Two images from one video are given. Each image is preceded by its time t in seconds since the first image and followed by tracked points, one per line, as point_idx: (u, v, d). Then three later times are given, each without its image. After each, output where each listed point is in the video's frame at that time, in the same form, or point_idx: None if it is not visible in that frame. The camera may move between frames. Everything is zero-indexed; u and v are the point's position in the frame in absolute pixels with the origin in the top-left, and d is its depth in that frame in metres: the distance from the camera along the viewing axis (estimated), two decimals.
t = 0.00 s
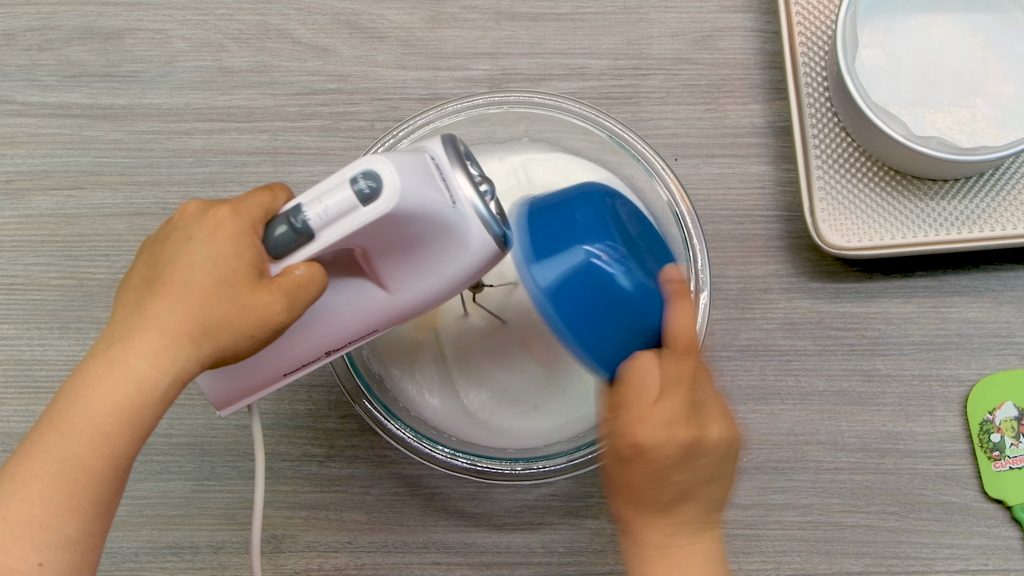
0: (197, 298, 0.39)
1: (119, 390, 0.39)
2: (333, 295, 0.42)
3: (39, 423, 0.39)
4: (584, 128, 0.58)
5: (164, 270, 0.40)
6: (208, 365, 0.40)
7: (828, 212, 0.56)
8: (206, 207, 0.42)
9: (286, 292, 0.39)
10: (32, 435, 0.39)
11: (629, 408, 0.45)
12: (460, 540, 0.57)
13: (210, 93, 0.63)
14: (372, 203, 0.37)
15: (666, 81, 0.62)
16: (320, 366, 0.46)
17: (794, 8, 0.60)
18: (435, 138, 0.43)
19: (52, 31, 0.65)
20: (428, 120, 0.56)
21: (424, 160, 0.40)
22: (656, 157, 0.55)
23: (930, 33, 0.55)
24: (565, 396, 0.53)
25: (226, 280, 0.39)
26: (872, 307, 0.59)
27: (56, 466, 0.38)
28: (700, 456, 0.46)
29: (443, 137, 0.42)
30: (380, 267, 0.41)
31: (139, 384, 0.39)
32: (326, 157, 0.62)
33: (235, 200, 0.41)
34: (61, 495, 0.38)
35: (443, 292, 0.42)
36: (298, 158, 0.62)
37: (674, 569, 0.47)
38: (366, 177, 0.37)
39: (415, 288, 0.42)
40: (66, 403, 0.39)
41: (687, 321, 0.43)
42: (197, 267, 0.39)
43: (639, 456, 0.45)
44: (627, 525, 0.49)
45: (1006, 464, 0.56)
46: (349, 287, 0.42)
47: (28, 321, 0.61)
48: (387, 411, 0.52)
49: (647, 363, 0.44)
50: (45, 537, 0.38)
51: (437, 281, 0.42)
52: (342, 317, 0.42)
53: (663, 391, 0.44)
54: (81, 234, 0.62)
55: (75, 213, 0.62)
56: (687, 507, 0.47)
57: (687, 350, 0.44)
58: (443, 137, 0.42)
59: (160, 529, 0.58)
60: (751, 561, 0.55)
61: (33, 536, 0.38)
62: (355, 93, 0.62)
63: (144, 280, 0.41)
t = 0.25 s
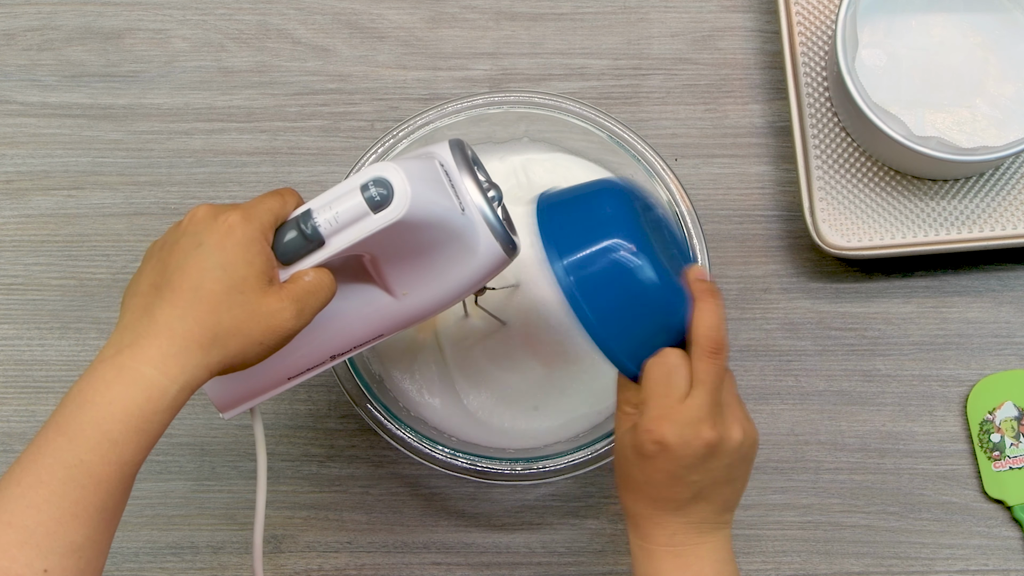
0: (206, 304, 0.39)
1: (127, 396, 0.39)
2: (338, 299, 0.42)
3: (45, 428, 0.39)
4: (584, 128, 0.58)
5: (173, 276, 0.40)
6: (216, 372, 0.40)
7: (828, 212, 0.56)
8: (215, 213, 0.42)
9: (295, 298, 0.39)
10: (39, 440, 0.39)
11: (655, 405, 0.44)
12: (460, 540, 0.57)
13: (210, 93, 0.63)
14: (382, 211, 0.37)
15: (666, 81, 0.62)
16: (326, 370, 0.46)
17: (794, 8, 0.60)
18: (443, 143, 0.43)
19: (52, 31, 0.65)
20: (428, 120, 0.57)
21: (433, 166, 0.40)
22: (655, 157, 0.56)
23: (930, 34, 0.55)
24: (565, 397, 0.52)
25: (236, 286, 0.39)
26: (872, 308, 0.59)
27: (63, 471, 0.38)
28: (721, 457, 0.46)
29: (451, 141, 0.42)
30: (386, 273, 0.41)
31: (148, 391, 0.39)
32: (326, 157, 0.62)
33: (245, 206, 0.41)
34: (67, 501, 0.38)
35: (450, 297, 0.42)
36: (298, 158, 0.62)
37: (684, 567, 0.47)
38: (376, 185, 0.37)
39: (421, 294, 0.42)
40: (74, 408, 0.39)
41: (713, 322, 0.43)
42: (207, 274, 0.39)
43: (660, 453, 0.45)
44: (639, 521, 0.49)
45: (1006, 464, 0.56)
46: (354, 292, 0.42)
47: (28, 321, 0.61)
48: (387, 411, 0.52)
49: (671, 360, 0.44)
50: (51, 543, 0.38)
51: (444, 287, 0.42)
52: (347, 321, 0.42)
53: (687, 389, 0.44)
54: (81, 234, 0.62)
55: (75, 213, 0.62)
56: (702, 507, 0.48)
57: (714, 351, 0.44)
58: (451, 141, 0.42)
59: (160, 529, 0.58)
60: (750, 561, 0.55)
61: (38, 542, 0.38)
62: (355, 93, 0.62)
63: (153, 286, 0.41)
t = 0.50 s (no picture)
0: (212, 304, 0.39)
1: (133, 395, 0.39)
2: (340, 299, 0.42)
3: (49, 427, 0.39)
4: (585, 128, 0.58)
5: (179, 276, 0.40)
6: (221, 371, 0.40)
7: (828, 212, 0.56)
8: (221, 212, 0.42)
9: (300, 297, 0.39)
10: (42, 439, 0.39)
11: (657, 400, 0.44)
12: (460, 540, 0.57)
13: (210, 93, 0.63)
14: (388, 211, 0.37)
15: (666, 81, 0.62)
16: (327, 369, 0.46)
17: (794, 8, 0.60)
18: (446, 143, 0.43)
19: (52, 31, 0.65)
20: (428, 120, 0.57)
21: (438, 166, 0.40)
22: (656, 157, 0.55)
23: (930, 34, 0.55)
24: (565, 397, 0.52)
25: (242, 286, 0.39)
26: (872, 307, 0.59)
27: (67, 470, 0.38)
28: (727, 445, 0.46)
29: (456, 141, 0.42)
30: (389, 272, 0.41)
31: (153, 390, 0.39)
32: (326, 157, 0.62)
33: (250, 205, 0.41)
34: (71, 500, 0.38)
35: (453, 297, 0.42)
36: (298, 158, 0.62)
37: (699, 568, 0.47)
38: (382, 185, 0.37)
39: (424, 294, 0.42)
40: (78, 408, 0.39)
41: (703, 309, 0.43)
42: (213, 273, 0.39)
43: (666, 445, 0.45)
44: (649, 520, 0.48)
45: (1005, 464, 0.56)
46: (356, 291, 0.42)
47: (28, 321, 0.61)
48: (386, 411, 0.52)
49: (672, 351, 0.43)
50: (55, 541, 0.38)
51: (447, 287, 0.42)
52: (350, 321, 0.42)
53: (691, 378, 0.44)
54: (81, 234, 0.62)
55: (75, 213, 0.62)
56: (712, 501, 0.47)
57: (706, 337, 0.44)
58: (455, 141, 0.42)
59: (160, 529, 0.57)
60: (750, 561, 0.55)
61: (43, 541, 0.38)
62: (355, 93, 0.62)
63: (159, 285, 0.41)
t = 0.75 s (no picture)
0: (195, 308, 0.39)
1: (119, 400, 0.39)
2: (329, 301, 0.42)
3: (37, 434, 0.39)
4: (585, 129, 0.57)
5: (162, 280, 0.40)
6: (207, 374, 0.40)
7: (828, 212, 0.56)
8: (202, 216, 0.42)
9: (283, 298, 0.39)
10: (30, 446, 0.39)
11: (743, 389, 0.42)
12: (460, 540, 0.57)
13: (210, 93, 0.63)
14: (369, 210, 0.37)
15: (666, 81, 0.62)
16: (320, 372, 0.46)
17: (794, 8, 0.60)
18: (432, 142, 0.43)
19: (52, 31, 0.65)
20: (428, 120, 0.56)
21: (421, 166, 0.40)
22: (656, 157, 0.55)
23: (930, 34, 0.55)
24: (565, 396, 0.52)
25: (224, 289, 0.39)
26: (872, 307, 0.59)
27: (55, 476, 0.38)
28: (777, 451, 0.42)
29: (440, 140, 0.42)
30: (376, 272, 0.41)
31: (139, 394, 0.39)
32: (326, 157, 0.62)
33: (231, 208, 0.41)
34: (59, 506, 0.38)
35: (441, 295, 0.42)
36: (298, 158, 0.62)
37: None
38: (362, 184, 0.37)
39: (413, 292, 0.42)
40: (64, 414, 0.39)
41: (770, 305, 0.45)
42: (195, 277, 0.39)
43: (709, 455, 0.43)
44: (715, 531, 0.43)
45: (1006, 464, 0.56)
46: (345, 292, 0.42)
47: (28, 321, 0.61)
48: (386, 411, 0.52)
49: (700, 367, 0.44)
50: (43, 547, 0.38)
51: (434, 285, 0.42)
52: (340, 320, 0.42)
53: (726, 387, 0.44)
54: (81, 234, 0.62)
55: (75, 213, 0.62)
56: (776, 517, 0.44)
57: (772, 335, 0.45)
58: (440, 141, 0.42)
59: (160, 529, 0.58)
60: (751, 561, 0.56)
61: (30, 547, 0.38)
62: (355, 93, 0.62)
63: (142, 290, 0.41)
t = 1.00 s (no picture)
0: (181, 310, 0.39)
1: (106, 403, 0.39)
2: (321, 301, 0.42)
3: (29, 438, 0.40)
4: (585, 128, 0.58)
5: (148, 283, 0.40)
6: (195, 376, 0.40)
7: (828, 212, 0.57)
8: (189, 218, 0.41)
9: (270, 298, 0.39)
10: (22, 450, 0.39)
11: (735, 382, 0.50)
12: (460, 540, 0.57)
13: (210, 93, 0.63)
14: (353, 208, 0.37)
15: (666, 81, 0.62)
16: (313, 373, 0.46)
17: (794, 8, 0.60)
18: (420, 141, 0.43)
19: (52, 30, 0.65)
20: (428, 120, 0.56)
21: (405, 164, 0.40)
22: (655, 157, 0.56)
23: (930, 34, 0.55)
24: (565, 396, 0.53)
25: (211, 291, 0.39)
26: (872, 307, 0.59)
27: (46, 480, 0.38)
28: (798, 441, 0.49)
29: (426, 139, 0.42)
30: (366, 272, 0.41)
31: (126, 397, 0.39)
32: (326, 157, 0.62)
33: (218, 210, 0.41)
34: (51, 509, 0.38)
35: (431, 294, 0.42)
36: (298, 158, 0.62)
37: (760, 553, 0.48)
38: (346, 182, 0.37)
39: (403, 291, 0.42)
40: (53, 418, 0.39)
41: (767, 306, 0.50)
42: (180, 278, 0.39)
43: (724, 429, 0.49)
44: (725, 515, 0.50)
45: (1005, 464, 0.56)
46: (336, 293, 0.42)
47: (28, 321, 0.61)
48: (386, 411, 0.52)
49: (759, 346, 0.49)
50: (35, 551, 0.38)
51: (423, 283, 0.41)
52: (334, 320, 0.42)
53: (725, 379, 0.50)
54: (81, 234, 0.62)
55: (75, 213, 0.62)
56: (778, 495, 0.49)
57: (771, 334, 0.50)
58: (428, 139, 0.42)
59: (160, 529, 0.58)
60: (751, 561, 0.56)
61: (23, 551, 0.38)
62: (355, 93, 0.62)
63: (129, 292, 0.40)
